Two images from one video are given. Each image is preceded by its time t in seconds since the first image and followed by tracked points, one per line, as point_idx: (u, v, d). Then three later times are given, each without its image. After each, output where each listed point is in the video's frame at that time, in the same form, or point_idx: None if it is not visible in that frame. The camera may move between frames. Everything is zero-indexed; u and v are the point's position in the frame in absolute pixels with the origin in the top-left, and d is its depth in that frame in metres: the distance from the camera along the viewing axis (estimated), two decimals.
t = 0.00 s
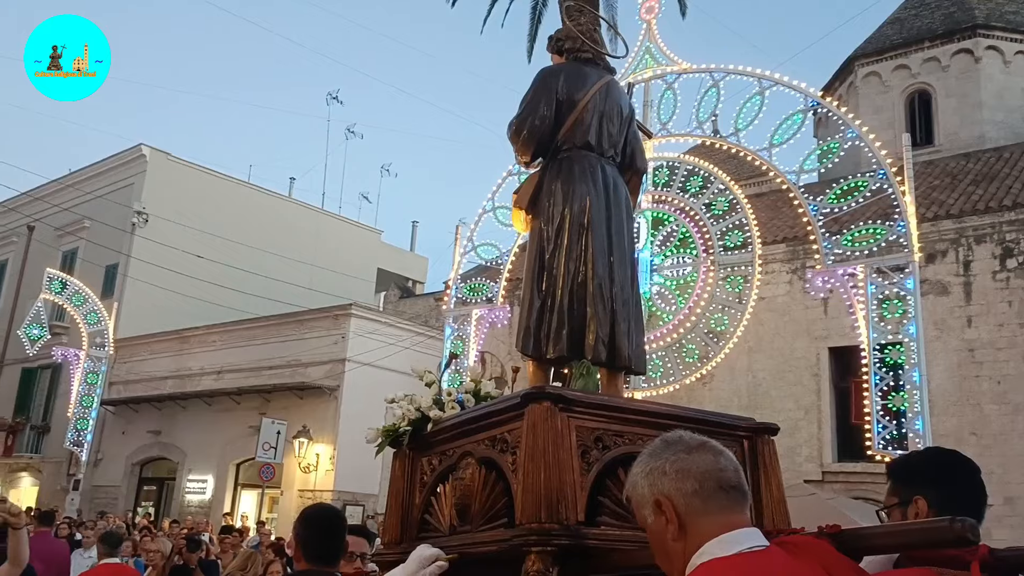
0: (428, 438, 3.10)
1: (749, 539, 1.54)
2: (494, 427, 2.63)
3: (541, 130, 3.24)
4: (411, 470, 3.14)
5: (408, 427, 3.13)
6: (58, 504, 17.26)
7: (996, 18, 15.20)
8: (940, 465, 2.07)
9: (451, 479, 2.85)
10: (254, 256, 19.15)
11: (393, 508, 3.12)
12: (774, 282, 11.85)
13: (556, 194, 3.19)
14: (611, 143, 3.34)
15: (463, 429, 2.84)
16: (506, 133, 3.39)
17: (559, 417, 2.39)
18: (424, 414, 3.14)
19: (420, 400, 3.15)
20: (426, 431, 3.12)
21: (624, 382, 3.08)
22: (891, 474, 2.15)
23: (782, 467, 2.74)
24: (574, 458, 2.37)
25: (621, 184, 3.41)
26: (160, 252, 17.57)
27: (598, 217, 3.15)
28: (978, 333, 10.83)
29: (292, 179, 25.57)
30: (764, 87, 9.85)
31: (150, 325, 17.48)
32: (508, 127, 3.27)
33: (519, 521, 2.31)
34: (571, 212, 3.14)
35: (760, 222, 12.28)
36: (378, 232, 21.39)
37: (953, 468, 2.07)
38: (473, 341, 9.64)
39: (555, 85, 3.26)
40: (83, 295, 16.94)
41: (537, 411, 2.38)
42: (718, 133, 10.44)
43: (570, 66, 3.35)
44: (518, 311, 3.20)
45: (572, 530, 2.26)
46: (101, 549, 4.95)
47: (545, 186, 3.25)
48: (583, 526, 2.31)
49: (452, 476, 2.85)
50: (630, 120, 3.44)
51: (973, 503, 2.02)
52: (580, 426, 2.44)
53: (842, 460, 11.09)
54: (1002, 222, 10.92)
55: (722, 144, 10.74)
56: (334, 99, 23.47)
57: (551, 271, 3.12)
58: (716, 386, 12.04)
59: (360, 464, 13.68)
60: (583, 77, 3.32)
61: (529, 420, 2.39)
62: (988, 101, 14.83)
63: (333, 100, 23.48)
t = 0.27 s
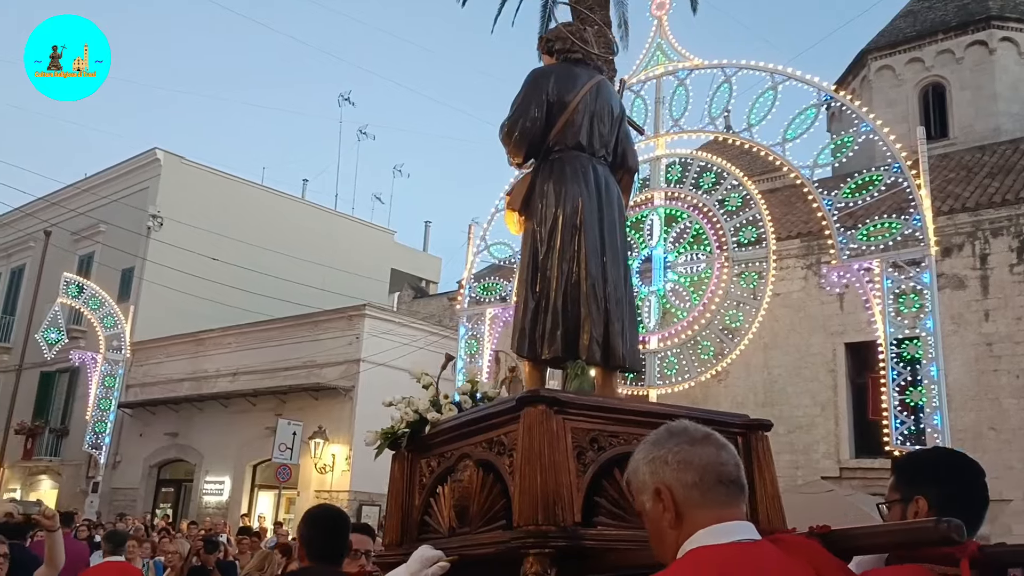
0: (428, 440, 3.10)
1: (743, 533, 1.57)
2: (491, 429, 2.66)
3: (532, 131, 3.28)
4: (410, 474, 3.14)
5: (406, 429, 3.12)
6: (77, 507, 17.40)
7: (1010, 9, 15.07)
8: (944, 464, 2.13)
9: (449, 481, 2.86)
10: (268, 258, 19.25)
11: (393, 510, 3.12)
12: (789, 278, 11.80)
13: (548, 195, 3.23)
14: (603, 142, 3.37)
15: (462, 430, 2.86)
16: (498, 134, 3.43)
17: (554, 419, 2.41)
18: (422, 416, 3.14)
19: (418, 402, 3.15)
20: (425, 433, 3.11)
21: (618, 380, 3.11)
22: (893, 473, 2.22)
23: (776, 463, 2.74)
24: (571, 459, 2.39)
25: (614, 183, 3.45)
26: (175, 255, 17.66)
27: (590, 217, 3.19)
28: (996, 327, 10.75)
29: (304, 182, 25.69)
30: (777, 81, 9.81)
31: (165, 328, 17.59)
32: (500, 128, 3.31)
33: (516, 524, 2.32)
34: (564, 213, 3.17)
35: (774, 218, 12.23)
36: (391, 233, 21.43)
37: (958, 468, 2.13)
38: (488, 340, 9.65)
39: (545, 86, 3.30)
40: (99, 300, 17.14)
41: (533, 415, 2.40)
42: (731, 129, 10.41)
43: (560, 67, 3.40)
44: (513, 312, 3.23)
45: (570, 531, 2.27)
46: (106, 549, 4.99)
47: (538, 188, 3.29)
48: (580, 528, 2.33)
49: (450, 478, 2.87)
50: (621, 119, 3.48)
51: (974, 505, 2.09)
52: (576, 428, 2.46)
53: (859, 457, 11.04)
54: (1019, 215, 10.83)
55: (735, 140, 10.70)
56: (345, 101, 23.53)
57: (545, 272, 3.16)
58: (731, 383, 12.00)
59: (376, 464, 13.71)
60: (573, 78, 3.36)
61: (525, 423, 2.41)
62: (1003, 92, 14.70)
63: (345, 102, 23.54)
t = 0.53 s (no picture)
0: (419, 441, 3.10)
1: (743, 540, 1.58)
2: (483, 431, 2.70)
3: (521, 132, 3.33)
4: (401, 474, 3.13)
5: (397, 429, 3.11)
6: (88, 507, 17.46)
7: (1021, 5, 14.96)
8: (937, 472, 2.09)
9: (441, 481, 2.89)
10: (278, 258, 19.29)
11: (383, 511, 3.11)
12: (799, 276, 11.74)
13: (537, 196, 3.28)
14: (592, 142, 3.42)
15: (455, 431, 2.88)
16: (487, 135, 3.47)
17: (547, 421, 2.45)
18: (412, 416, 3.12)
19: (408, 403, 3.13)
20: (415, 436, 3.11)
21: (608, 379, 3.17)
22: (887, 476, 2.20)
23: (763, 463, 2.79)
24: (564, 461, 2.43)
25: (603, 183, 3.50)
26: (185, 256, 17.71)
27: (580, 218, 3.24)
28: (1008, 324, 10.67)
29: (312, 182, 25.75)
30: (785, 79, 9.77)
31: (174, 328, 17.63)
32: (489, 129, 3.37)
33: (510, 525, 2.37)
34: (554, 214, 3.23)
35: (783, 216, 12.17)
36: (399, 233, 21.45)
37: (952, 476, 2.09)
38: (497, 339, 9.62)
39: (534, 87, 3.35)
40: (108, 300, 17.17)
41: (526, 417, 2.44)
42: (739, 126, 10.38)
43: (548, 67, 3.44)
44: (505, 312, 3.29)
45: (563, 533, 2.31)
46: (110, 548, 4.99)
47: (527, 188, 3.34)
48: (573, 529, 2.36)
49: (442, 478, 2.89)
50: (609, 119, 3.52)
51: (969, 516, 2.05)
52: (568, 430, 2.49)
53: (870, 456, 10.97)
54: None
55: (744, 137, 10.65)
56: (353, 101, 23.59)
57: (535, 273, 3.21)
58: (741, 382, 11.96)
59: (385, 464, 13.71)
60: (562, 78, 3.40)
61: (518, 425, 2.44)
62: (1015, 89, 14.58)
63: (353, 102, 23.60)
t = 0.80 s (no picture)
0: (416, 439, 3.12)
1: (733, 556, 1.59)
2: (477, 432, 2.71)
3: (525, 135, 3.34)
4: (397, 472, 3.14)
5: (394, 427, 3.12)
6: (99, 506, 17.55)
7: None
8: (933, 487, 2.26)
9: (435, 479, 2.90)
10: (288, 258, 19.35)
11: (379, 510, 3.12)
12: (808, 275, 11.71)
13: (539, 198, 3.29)
14: (596, 146, 3.44)
15: (451, 429, 2.89)
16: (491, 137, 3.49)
17: (541, 424, 2.45)
18: (410, 414, 3.15)
19: (406, 400, 3.16)
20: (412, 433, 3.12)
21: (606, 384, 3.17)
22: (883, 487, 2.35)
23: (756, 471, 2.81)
24: (557, 463, 2.44)
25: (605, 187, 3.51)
26: (193, 256, 17.76)
27: (581, 221, 3.24)
28: (1019, 322, 10.61)
29: (321, 182, 25.80)
30: (793, 76, 9.74)
31: (183, 328, 17.68)
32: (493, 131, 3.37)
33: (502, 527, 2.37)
34: (555, 216, 3.23)
35: (791, 214, 12.13)
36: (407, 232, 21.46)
37: (948, 492, 2.25)
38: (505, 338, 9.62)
39: (539, 90, 3.36)
40: (118, 301, 17.20)
41: (520, 419, 2.44)
42: (747, 124, 10.35)
43: (553, 72, 3.46)
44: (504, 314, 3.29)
45: (554, 535, 2.34)
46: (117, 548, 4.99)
47: (529, 191, 3.35)
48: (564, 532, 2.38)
49: (437, 477, 2.90)
50: (613, 123, 3.53)
51: (956, 535, 2.22)
52: (563, 433, 2.51)
53: (881, 454, 10.92)
54: None
55: (752, 135, 10.63)
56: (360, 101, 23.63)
57: (535, 275, 3.22)
58: (750, 381, 11.94)
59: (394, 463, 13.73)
60: (567, 83, 3.42)
61: (512, 428, 2.44)
62: None
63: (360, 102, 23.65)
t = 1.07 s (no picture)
0: (410, 443, 3.37)
1: None
2: (466, 438, 2.98)
3: (528, 141, 3.52)
4: (391, 473, 3.42)
5: (390, 429, 3.37)
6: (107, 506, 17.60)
7: None
8: (914, 504, 2.26)
9: (427, 483, 3.17)
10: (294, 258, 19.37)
11: (374, 511, 3.40)
12: (815, 274, 11.67)
13: (539, 206, 3.50)
14: (597, 155, 3.62)
15: (445, 434, 3.13)
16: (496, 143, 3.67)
17: (527, 433, 2.74)
18: (406, 416, 3.38)
19: (402, 404, 3.40)
20: (406, 437, 3.36)
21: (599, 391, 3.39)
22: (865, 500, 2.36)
23: (743, 480, 3.14)
24: (541, 471, 2.73)
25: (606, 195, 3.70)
26: (200, 256, 17.82)
27: (579, 231, 3.44)
28: None
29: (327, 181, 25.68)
30: (800, 75, 9.72)
31: (190, 328, 17.72)
32: (497, 138, 3.55)
33: (485, 533, 2.65)
34: (554, 225, 3.43)
35: (798, 213, 12.10)
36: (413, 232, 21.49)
37: (929, 510, 2.25)
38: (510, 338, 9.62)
39: (543, 99, 3.54)
40: (125, 301, 17.20)
41: (507, 428, 2.72)
42: (753, 123, 10.34)
43: (559, 79, 3.64)
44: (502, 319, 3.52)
45: (536, 543, 2.62)
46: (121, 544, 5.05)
47: (531, 198, 3.55)
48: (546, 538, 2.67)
49: (429, 480, 3.17)
50: (616, 132, 3.71)
51: (932, 556, 2.22)
52: (549, 442, 2.80)
53: (888, 453, 10.88)
54: None
55: (758, 134, 10.61)
56: (365, 101, 23.64)
57: (533, 282, 3.43)
58: (756, 380, 11.94)
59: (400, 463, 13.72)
60: (571, 91, 3.60)
61: (499, 436, 2.73)
62: None
63: (365, 102, 23.65)
